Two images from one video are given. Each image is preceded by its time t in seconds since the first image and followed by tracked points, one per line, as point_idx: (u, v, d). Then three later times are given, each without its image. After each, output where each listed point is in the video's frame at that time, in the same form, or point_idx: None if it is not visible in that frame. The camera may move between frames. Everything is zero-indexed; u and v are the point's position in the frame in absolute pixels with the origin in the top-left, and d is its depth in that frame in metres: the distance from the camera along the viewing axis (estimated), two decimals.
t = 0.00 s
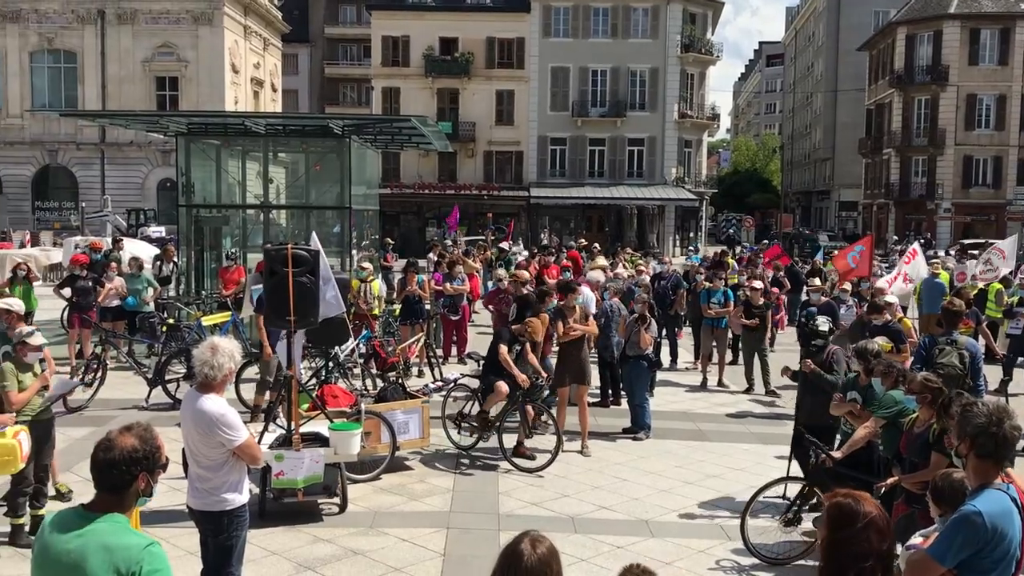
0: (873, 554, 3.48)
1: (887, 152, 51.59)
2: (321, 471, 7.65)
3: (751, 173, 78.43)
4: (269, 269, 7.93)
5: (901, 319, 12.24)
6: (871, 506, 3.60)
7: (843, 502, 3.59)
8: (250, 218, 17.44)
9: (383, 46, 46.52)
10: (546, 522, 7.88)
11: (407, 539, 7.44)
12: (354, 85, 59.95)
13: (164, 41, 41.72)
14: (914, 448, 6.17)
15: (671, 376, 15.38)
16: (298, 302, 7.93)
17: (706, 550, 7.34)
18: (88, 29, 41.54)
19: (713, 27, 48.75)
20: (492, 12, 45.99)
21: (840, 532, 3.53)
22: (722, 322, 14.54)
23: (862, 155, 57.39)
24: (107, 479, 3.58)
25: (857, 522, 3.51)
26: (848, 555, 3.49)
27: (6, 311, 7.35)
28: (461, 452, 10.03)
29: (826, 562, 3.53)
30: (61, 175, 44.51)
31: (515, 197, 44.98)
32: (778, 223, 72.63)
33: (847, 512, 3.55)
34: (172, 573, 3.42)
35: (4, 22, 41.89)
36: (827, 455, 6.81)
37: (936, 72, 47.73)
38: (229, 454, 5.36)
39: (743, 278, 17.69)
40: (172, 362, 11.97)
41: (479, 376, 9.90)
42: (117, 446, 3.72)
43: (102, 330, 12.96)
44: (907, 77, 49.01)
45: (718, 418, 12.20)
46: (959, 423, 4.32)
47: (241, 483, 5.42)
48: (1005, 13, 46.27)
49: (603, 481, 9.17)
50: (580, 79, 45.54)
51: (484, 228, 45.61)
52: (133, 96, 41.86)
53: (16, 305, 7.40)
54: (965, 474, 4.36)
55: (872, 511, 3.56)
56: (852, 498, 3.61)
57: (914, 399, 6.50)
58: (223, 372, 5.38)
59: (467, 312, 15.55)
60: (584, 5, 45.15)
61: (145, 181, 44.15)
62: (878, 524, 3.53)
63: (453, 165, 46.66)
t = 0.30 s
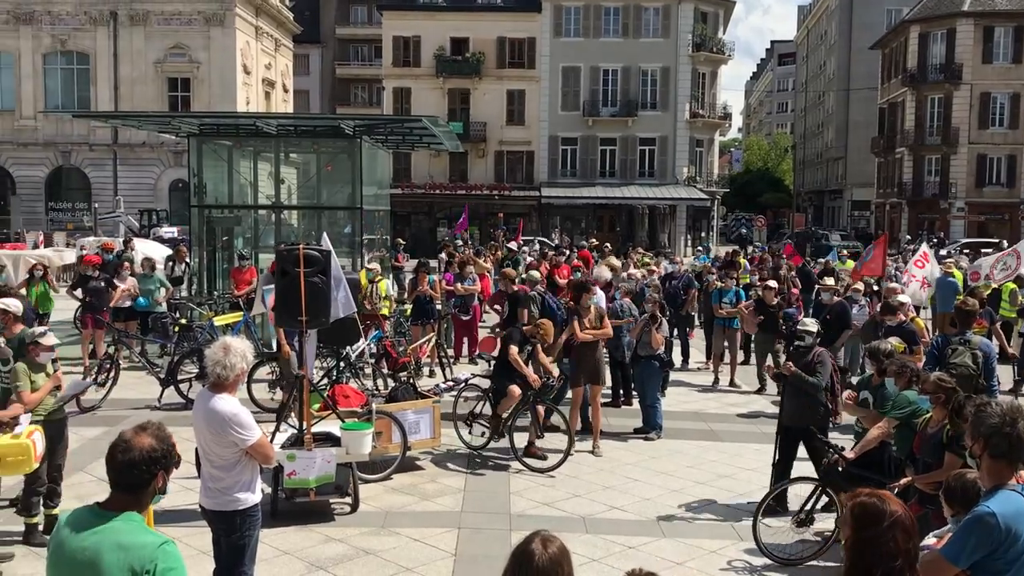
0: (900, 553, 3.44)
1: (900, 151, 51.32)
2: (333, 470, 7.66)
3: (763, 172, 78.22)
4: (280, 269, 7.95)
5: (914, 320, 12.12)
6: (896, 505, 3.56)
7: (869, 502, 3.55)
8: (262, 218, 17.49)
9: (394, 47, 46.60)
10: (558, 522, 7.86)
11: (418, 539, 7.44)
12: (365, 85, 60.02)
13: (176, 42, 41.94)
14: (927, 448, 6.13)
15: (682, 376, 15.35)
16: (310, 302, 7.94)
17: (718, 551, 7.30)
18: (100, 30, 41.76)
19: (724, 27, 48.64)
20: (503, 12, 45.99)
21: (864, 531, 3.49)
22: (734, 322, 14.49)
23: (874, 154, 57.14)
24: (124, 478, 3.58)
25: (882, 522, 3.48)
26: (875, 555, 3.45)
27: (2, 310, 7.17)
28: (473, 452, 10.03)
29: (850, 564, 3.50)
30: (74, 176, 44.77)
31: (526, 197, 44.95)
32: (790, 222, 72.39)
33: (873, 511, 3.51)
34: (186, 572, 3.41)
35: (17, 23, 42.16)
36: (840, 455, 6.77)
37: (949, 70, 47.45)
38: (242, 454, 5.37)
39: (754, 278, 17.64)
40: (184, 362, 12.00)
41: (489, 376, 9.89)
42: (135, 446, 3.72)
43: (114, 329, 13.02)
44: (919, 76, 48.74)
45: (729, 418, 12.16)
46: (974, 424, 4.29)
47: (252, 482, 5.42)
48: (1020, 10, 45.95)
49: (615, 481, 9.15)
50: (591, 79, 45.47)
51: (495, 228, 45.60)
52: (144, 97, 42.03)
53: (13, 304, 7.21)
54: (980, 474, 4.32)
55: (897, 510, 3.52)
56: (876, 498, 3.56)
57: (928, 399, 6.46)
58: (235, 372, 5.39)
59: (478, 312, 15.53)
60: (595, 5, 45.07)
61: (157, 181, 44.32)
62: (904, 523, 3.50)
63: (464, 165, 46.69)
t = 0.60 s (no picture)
0: (922, 549, 3.46)
1: (916, 148, 50.98)
2: (347, 467, 7.72)
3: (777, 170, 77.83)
4: (295, 267, 8.00)
5: (928, 318, 12.02)
6: (918, 500, 3.58)
7: (891, 498, 3.56)
8: (277, 216, 17.62)
9: (409, 45, 46.68)
10: (571, 520, 7.86)
11: (432, 536, 7.46)
12: (380, 84, 59.97)
13: (192, 41, 42.15)
14: (942, 447, 6.09)
15: (697, 374, 15.32)
16: (325, 300, 7.98)
17: (732, 549, 7.29)
18: (117, 30, 42.03)
19: (739, 24, 48.47)
20: (517, 10, 45.94)
21: (887, 527, 3.51)
22: (749, 321, 14.45)
23: (890, 152, 56.80)
24: (146, 474, 3.61)
25: (904, 516, 3.49)
26: (897, 550, 3.47)
27: (3, 313, 7.23)
28: (487, 449, 10.05)
29: (873, 560, 3.52)
30: (90, 174, 45.03)
31: (540, 195, 44.90)
32: (805, 220, 72.01)
33: (895, 507, 3.52)
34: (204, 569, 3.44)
35: (36, 23, 42.50)
36: (853, 454, 6.75)
37: (967, 67, 47.10)
38: (258, 450, 5.40)
39: (770, 275, 17.57)
40: (200, 360, 12.07)
41: (504, 374, 9.91)
42: (157, 442, 3.74)
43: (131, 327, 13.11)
44: (936, 73, 48.42)
45: (744, 416, 12.12)
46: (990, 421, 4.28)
47: (268, 478, 5.46)
48: None
49: (629, 479, 9.14)
50: (605, 77, 45.40)
51: (509, 226, 45.57)
52: (161, 96, 42.31)
53: (13, 306, 7.29)
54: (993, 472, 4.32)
55: (919, 506, 3.54)
56: (899, 493, 3.57)
57: (943, 397, 6.44)
58: (251, 369, 5.41)
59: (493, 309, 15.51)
60: (609, 2, 44.99)
61: (173, 180, 44.52)
62: (926, 519, 3.51)
63: (478, 163, 46.72)
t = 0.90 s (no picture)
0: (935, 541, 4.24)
1: (937, 144, 50.50)
2: (365, 463, 7.73)
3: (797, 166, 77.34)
4: (314, 264, 8.03)
5: (948, 314, 11.87)
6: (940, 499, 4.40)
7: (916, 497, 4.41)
8: (296, 213, 17.70)
9: (427, 42, 46.78)
10: (589, 517, 7.87)
11: (450, 532, 7.48)
12: (398, 81, 60.03)
13: (211, 38, 42.44)
14: (964, 446, 6.04)
15: (715, 372, 15.27)
16: (343, 296, 8.00)
17: (750, 547, 7.27)
18: (138, 28, 42.38)
19: (758, 20, 48.20)
20: (535, 6, 45.91)
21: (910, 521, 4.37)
22: (768, 318, 14.39)
23: (912, 148, 56.30)
24: (174, 469, 3.62)
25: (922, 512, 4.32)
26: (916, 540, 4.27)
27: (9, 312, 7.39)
28: (505, 446, 10.07)
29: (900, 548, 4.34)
30: (112, 171, 45.43)
31: (558, 192, 44.84)
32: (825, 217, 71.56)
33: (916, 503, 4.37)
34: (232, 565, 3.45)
35: (57, 22, 42.90)
36: (874, 453, 6.71)
37: (990, 62, 46.68)
38: (278, 445, 5.43)
39: (789, 273, 17.47)
40: (220, 355, 12.16)
41: (522, 372, 9.92)
42: (186, 437, 3.75)
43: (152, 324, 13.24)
44: (958, 68, 48.00)
45: (763, 414, 12.07)
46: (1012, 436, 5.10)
47: (288, 474, 5.49)
48: None
49: (646, 476, 9.12)
50: (624, 73, 45.26)
51: (527, 223, 45.54)
52: (181, 93, 42.66)
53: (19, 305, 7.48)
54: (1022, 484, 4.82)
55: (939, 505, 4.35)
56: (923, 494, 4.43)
57: (965, 396, 6.39)
58: (269, 365, 5.45)
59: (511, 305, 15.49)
60: None
61: (193, 177, 44.85)
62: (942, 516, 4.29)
63: (496, 160, 46.77)
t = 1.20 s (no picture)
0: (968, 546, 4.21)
1: (961, 140, 49.99)
2: (383, 457, 7.75)
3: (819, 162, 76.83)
4: (334, 258, 8.05)
5: (971, 312, 11.74)
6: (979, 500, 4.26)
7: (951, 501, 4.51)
8: (316, 208, 17.76)
9: (448, 38, 46.84)
10: (607, 514, 7.84)
11: (468, 527, 7.48)
12: (418, 76, 60.07)
13: (233, 34, 42.71)
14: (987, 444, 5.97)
15: (735, 368, 15.19)
16: (361, 290, 8.02)
17: (770, 545, 7.22)
18: (160, 23, 42.68)
19: (780, 14, 47.86)
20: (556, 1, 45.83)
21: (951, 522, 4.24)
22: (788, 315, 14.29)
23: (936, 145, 55.75)
24: (196, 459, 3.59)
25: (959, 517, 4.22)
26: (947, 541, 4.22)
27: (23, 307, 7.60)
28: (524, 441, 10.07)
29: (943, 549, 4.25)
30: (134, 166, 45.86)
31: (578, 187, 44.76)
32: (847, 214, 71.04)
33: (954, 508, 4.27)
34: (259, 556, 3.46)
35: (81, 17, 43.25)
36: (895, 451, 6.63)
37: (1016, 57, 46.21)
38: (297, 439, 5.45)
39: (811, 270, 17.34)
40: (240, 350, 12.24)
41: (542, 367, 9.93)
42: (212, 428, 3.71)
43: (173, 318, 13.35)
44: (984, 63, 47.48)
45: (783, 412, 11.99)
46: None
47: (307, 467, 5.50)
48: None
49: (666, 473, 9.08)
50: (644, 68, 45.05)
51: (546, 219, 45.55)
52: (203, 89, 42.97)
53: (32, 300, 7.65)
54: None
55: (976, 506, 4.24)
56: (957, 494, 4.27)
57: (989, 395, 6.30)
58: (288, 358, 5.47)
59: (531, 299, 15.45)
60: None
61: (215, 172, 45.17)
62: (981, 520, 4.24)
63: (516, 155, 46.78)
